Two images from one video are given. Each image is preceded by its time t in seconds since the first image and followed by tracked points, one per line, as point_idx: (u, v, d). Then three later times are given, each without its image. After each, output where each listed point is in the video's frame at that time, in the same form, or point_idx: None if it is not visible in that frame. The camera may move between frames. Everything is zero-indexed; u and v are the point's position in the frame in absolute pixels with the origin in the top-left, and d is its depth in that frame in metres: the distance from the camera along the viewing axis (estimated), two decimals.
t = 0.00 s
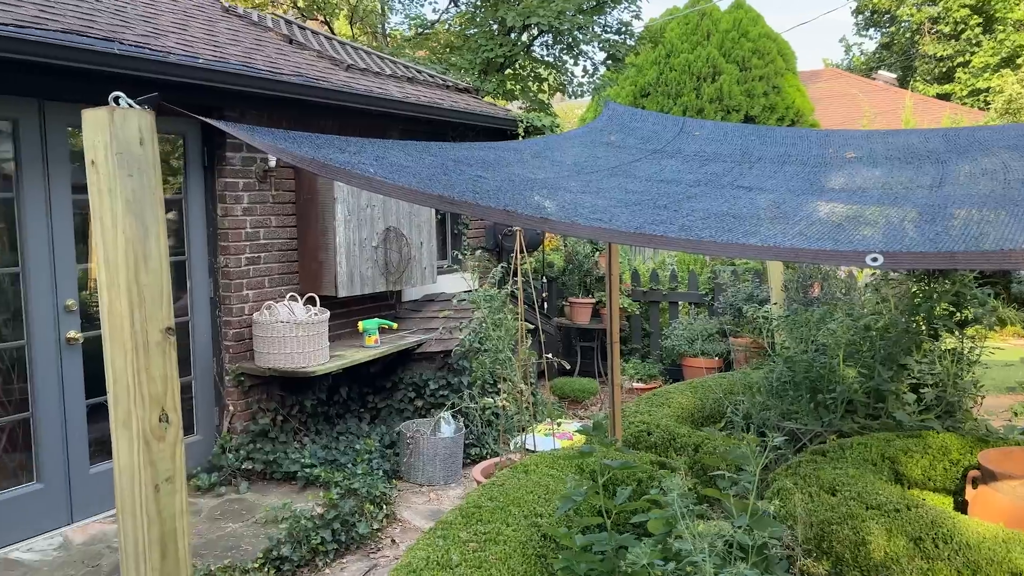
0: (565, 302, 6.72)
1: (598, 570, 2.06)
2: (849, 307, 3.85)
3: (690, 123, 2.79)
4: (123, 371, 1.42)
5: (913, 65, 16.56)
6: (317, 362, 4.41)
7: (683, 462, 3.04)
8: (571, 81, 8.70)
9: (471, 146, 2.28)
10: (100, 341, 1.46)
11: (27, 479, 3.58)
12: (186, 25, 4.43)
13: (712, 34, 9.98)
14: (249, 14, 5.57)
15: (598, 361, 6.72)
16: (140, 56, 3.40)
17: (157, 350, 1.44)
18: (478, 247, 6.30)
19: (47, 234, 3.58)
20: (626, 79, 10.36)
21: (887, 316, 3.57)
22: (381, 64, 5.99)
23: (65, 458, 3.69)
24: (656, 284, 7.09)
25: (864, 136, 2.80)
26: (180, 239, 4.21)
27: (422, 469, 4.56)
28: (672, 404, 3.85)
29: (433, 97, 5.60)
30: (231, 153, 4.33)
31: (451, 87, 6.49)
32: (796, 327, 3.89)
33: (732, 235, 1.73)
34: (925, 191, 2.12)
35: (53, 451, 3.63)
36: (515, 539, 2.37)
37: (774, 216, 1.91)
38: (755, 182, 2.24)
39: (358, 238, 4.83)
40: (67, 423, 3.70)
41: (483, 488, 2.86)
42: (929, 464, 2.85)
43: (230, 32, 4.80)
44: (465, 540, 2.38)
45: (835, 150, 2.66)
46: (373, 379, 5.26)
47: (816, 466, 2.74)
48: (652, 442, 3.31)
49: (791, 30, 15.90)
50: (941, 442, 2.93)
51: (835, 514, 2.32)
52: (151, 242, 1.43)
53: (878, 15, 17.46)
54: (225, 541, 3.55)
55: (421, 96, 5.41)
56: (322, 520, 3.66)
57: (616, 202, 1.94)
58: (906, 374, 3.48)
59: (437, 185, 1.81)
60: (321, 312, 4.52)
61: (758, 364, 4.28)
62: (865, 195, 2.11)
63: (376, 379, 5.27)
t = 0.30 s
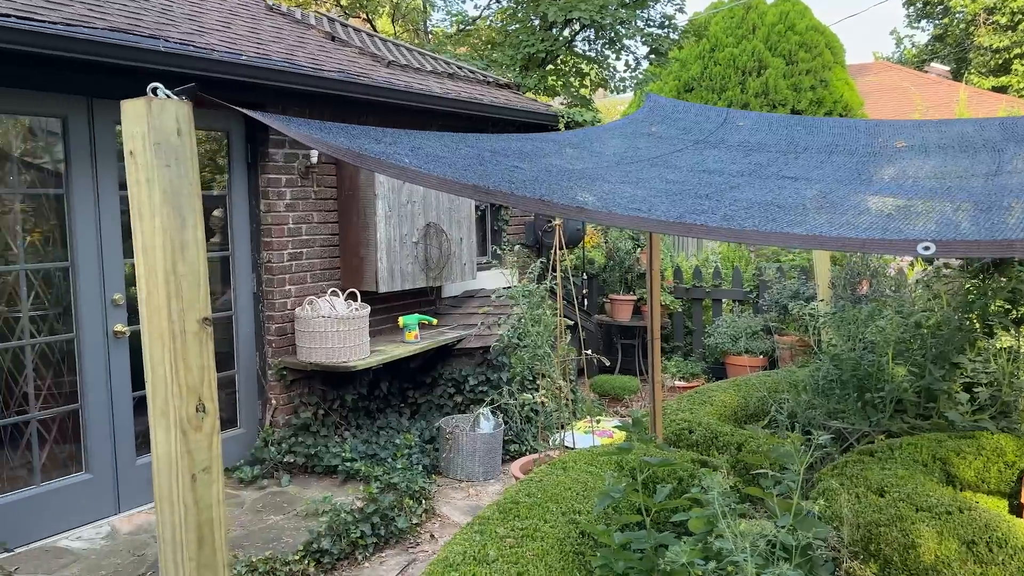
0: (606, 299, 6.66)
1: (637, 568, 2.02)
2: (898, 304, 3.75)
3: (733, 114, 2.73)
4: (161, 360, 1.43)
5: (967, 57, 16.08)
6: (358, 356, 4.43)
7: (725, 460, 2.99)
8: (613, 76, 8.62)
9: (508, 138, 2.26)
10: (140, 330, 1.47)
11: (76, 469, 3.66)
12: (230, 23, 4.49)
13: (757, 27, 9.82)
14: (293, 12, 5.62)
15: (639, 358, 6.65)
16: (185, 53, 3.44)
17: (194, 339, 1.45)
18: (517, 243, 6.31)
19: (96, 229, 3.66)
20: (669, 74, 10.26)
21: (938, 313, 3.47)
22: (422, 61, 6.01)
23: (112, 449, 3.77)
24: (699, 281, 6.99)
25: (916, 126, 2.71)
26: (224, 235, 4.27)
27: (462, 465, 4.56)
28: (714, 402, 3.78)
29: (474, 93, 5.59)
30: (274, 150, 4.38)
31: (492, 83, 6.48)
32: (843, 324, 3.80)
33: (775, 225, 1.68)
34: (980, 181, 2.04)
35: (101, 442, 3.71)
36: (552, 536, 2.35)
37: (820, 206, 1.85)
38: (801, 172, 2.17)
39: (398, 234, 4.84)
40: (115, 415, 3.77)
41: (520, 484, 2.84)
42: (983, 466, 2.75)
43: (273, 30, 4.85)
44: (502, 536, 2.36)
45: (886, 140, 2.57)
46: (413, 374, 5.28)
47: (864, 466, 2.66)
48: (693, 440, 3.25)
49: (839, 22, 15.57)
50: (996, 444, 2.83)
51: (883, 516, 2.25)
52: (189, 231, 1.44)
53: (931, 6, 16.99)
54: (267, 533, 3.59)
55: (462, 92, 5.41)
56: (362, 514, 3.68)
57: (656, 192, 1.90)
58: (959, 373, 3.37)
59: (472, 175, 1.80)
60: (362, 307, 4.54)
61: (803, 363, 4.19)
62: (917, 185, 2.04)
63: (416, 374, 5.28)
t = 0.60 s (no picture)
0: (641, 295, 6.60)
1: (670, 568, 2.00)
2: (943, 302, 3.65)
3: (772, 107, 2.68)
4: (193, 353, 1.44)
5: (1017, 49, 15.63)
6: (393, 351, 4.45)
7: (762, 460, 2.94)
8: (650, 71, 8.59)
9: (541, 132, 2.24)
10: (174, 323, 1.48)
11: (117, 460, 3.73)
12: (267, 20, 4.53)
13: (798, 20, 9.64)
14: (330, 9, 5.66)
15: (675, 356, 6.58)
16: (223, 49, 3.48)
17: (226, 333, 1.46)
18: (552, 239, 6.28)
19: (136, 224, 3.72)
20: (707, 67, 10.14)
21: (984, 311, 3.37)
22: (457, 56, 6.01)
23: (152, 440, 3.83)
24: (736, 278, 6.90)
25: (962, 118, 2.63)
26: (262, 230, 4.31)
27: (495, 460, 4.56)
28: (751, 401, 3.72)
29: (509, 88, 5.58)
30: (310, 146, 4.41)
31: (527, 78, 6.46)
32: (884, 322, 3.72)
33: (814, 219, 1.64)
34: None
35: (141, 434, 3.77)
36: (584, 534, 2.33)
37: (861, 200, 1.80)
38: (842, 165, 2.12)
39: (433, 230, 4.85)
40: (154, 407, 3.84)
41: (553, 480, 2.82)
42: None
43: (310, 27, 4.89)
44: (534, 533, 2.34)
45: (931, 133, 2.50)
46: (447, 370, 5.28)
47: (906, 467, 2.60)
48: (729, 439, 3.20)
49: (883, 15, 15.25)
50: None
51: (925, 518, 2.19)
52: (221, 225, 1.45)
53: None
54: (301, 526, 3.62)
55: (497, 87, 5.40)
56: (395, 508, 3.70)
57: (690, 185, 1.86)
58: (1005, 373, 3.31)
59: (503, 169, 1.78)
60: (397, 302, 4.56)
61: (843, 362, 4.10)
62: (962, 178, 1.97)
63: (450, 370, 5.32)
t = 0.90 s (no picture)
0: (673, 292, 6.55)
1: (702, 567, 1.99)
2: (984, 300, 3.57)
3: (809, 100, 2.62)
4: (225, 346, 1.44)
5: None
6: (423, 346, 4.46)
7: (796, 459, 2.89)
8: (683, 64, 8.55)
9: (573, 126, 2.22)
10: (207, 317, 1.49)
11: (151, 451, 3.78)
12: (300, 16, 4.55)
13: (834, 12, 9.48)
14: (362, 5, 5.67)
15: (707, 353, 6.50)
16: (257, 45, 3.50)
17: (257, 327, 1.46)
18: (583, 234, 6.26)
19: (171, 219, 3.76)
20: (741, 61, 10.04)
21: None
22: (488, 51, 6.00)
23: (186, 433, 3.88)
24: (770, 274, 6.80)
25: (1007, 109, 2.55)
26: (294, 225, 4.34)
27: (525, 456, 4.55)
28: (785, 399, 3.67)
29: (540, 83, 5.55)
30: (341, 141, 4.43)
31: (558, 72, 6.43)
32: (923, 320, 3.65)
33: (853, 213, 1.60)
34: None
35: (175, 426, 3.82)
36: (615, 532, 2.31)
37: (901, 194, 1.75)
38: (882, 158, 2.07)
39: (463, 225, 4.85)
40: (188, 400, 3.88)
41: (582, 477, 2.80)
42: None
43: (342, 22, 4.90)
44: (564, 530, 2.32)
45: (974, 125, 2.43)
46: (476, 365, 5.28)
47: (945, 468, 2.54)
48: (763, 438, 3.16)
49: (922, 7, 14.94)
50: None
51: (966, 521, 2.14)
52: (252, 219, 1.45)
53: None
54: (332, 520, 3.64)
55: (528, 82, 5.38)
56: (425, 502, 3.71)
57: (726, 178, 1.83)
58: None
59: (535, 162, 1.77)
60: (427, 297, 4.57)
61: (880, 360, 4.03)
62: (1008, 171, 1.91)
63: (479, 365, 5.29)
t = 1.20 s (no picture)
0: (698, 288, 6.49)
1: (731, 568, 1.97)
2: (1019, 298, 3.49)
3: (841, 93, 2.57)
4: (251, 341, 1.43)
5: None
6: (447, 341, 4.45)
7: (826, 458, 2.85)
8: (710, 58, 8.49)
9: (601, 119, 2.19)
10: (233, 311, 1.48)
11: (178, 444, 3.81)
12: (326, 11, 4.55)
13: (864, 4, 9.32)
14: None
15: (733, 350, 6.43)
16: (284, 40, 3.50)
17: (284, 322, 1.45)
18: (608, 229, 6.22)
19: (198, 213, 3.78)
20: (769, 55, 9.92)
21: None
22: (513, 45, 5.96)
23: (212, 426, 3.90)
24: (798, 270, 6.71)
25: None
26: (319, 220, 4.35)
27: (549, 452, 4.53)
28: (813, 397, 3.62)
29: (566, 77, 5.51)
30: (367, 136, 4.43)
31: (583, 66, 6.38)
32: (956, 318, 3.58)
33: (892, 208, 1.56)
34: None
35: (201, 419, 3.84)
36: (641, 531, 2.28)
37: (941, 188, 1.71)
38: (919, 152, 2.02)
39: (487, 220, 4.83)
40: (214, 393, 3.90)
41: (607, 475, 2.78)
42: None
43: (367, 16, 4.89)
44: (590, 528, 2.30)
45: (1014, 118, 2.36)
46: (500, 360, 5.26)
47: (981, 470, 2.49)
48: (791, 436, 3.11)
49: None
50: None
51: (1003, 524, 2.09)
52: (279, 214, 1.44)
53: None
54: (356, 514, 3.65)
55: (553, 76, 5.34)
56: (449, 498, 3.71)
57: (759, 173, 1.79)
58: None
59: (564, 156, 1.74)
60: (451, 292, 4.56)
61: (912, 358, 3.95)
62: None
63: (503, 360, 5.28)
